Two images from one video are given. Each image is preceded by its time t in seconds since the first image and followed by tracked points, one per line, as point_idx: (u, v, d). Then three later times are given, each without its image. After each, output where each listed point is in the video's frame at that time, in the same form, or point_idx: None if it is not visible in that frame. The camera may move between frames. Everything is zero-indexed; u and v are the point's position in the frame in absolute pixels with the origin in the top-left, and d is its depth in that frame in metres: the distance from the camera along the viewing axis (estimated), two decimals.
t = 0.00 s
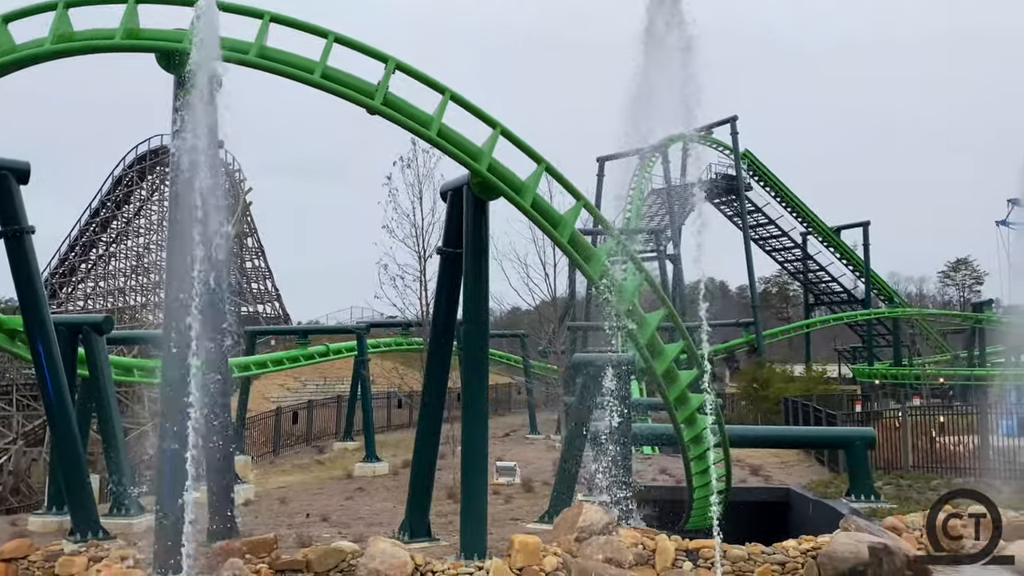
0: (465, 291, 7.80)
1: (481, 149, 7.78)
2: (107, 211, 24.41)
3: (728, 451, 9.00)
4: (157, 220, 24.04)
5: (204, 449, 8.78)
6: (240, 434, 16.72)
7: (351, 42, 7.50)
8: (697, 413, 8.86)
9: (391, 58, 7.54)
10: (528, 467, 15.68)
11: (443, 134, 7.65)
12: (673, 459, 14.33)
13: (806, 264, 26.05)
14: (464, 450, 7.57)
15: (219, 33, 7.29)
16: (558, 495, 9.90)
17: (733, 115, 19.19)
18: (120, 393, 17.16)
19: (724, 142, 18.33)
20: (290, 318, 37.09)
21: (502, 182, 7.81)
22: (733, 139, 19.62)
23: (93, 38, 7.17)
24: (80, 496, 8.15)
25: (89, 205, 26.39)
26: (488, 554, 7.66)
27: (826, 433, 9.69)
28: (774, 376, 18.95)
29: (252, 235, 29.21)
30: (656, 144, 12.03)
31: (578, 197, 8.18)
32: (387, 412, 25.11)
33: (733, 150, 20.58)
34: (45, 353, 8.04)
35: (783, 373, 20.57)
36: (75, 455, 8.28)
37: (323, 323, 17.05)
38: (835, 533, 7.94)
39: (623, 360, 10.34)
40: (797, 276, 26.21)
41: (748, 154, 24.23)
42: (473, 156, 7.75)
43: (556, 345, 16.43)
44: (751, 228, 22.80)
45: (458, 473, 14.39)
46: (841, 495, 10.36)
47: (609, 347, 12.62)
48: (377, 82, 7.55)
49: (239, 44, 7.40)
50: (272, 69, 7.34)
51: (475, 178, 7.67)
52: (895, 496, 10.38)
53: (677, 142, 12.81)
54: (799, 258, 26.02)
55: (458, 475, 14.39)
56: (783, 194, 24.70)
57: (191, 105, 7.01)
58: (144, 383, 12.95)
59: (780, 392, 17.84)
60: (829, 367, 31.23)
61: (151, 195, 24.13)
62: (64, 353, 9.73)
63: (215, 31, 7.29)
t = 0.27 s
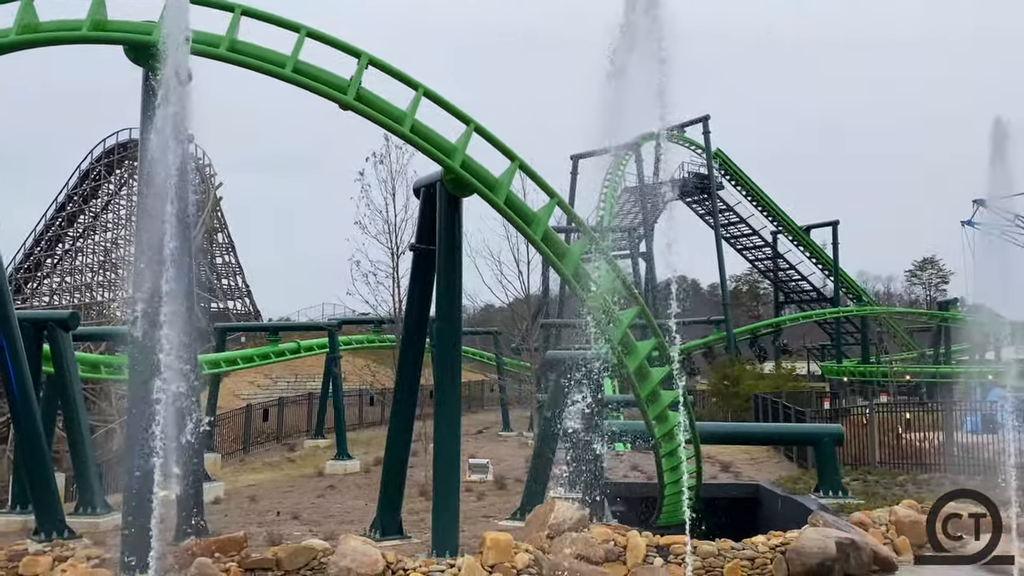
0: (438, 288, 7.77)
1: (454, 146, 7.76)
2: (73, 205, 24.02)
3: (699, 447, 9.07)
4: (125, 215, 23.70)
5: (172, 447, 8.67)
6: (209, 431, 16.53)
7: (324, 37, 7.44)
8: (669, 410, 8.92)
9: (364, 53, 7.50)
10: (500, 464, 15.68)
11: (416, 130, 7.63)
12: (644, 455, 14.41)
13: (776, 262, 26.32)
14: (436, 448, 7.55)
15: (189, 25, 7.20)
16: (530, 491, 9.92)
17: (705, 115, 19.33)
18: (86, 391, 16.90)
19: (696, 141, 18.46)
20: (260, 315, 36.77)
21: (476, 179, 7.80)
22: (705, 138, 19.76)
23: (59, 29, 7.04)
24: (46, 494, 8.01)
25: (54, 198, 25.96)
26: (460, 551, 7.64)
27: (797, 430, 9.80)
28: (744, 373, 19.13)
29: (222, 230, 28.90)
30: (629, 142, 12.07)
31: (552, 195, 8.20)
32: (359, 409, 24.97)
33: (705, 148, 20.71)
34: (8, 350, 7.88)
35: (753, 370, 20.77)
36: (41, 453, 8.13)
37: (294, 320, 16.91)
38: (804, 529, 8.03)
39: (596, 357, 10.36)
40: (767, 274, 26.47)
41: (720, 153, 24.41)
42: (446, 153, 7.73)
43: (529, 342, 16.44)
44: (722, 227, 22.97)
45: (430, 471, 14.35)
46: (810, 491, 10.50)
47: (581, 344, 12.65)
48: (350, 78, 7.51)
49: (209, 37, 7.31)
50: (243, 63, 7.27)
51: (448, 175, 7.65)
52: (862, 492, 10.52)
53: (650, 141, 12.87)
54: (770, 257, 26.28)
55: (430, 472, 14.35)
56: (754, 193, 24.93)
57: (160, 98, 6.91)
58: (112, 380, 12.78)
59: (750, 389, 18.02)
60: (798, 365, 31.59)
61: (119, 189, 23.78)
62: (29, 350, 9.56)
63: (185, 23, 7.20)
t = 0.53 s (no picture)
0: (411, 285, 7.75)
1: (429, 142, 7.73)
2: (40, 199, 23.62)
3: (671, 444, 9.14)
4: (94, 210, 23.35)
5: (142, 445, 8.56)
6: (179, 429, 16.33)
7: (297, 31, 7.39)
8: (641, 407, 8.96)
9: (337, 48, 7.45)
10: (474, 462, 15.66)
11: (390, 126, 7.60)
12: (617, 453, 14.47)
13: (748, 261, 26.56)
14: (409, 446, 7.52)
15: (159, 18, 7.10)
16: (503, 488, 9.92)
17: (678, 115, 19.46)
18: (53, 389, 16.63)
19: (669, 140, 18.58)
20: (231, 312, 36.42)
21: (451, 177, 7.78)
22: (678, 137, 19.88)
23: (25, 20, 6.92)
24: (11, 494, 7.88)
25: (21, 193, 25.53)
26: (433, 549, 7.63)
27: (767, 427, 9.90)
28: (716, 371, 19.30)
29: (192, 227, 28.57)
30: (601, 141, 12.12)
31: (526, 194, 8.23)
32: (331, 407, 24.82)
33: (678, 148, 20.85)
34: None
35: (725, 368, 20.95)
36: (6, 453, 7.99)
37: (266, 317, 16.76)
38: (773, 525, 8.12)
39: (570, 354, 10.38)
40: (739, 273, 26.70)
41: (693, 153, 24.58)
42: (420, 149, 7.71)
43: (503, 340, 16.44)
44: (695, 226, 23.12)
45: (403, 469, 14.30)
46: (779, 487, 10.65)
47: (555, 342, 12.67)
48: (323, 73, 7.47)
49: (180, 30, 7.22)
50: (214, 57, 7.19)
51: (422, 171, 7.63)
52: (831, 489, 10.65)
53: (624, 140, 12.92)
54: (741, 256, 26.51)
55: (403, 470, 14.29)
56: (726, 193, 25.13)
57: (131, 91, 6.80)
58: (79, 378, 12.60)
59: (721, 386, 18.15)
60: (769, 363, 31.94)
61: (87, 184, 23.42)
62: None
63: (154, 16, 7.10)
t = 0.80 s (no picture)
0: (385, 282, 7.71)
1: (404, 139, 7.71)
2: (7, 194, 23.22)
3: (644, 442, 9.19)
4: (63, 206, 23.01)
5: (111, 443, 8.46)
6: (150, 428, 16.14)
7: (270, 26, 7.34)
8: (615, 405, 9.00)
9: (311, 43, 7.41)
10: (448, 460, 15.63)
11: (365, 123, 7.57)
12: (591, 450, 14.52)
13: (722, 260, 26.76)
14: (383, 443, 7.50)
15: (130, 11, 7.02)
16: (478, 486, 9.92)
17: (653, 115, 19.55)
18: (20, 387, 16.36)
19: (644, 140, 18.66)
20: (204, 310, 36.06)
21: (426, 174, 7.77)
22: (654, 137, 19.97)
23: None
24: None
25: None
26: (406, 548, 7.61)
27: (739, 424, 10.00)
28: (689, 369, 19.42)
29: (164, 223, 28.24)
30: (577, 140, 12.15)
31: (501, 192, 8.25)
32: (304, 405, 24.65)
33: (654, 147, 20.94)
34: None
35: (698, 366, 21.09)
36: None
37: (239, 314, 16.61)
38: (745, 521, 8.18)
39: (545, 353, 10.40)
40: (713, 272, 26.89)
41: (668, 152, 24.71)
42: (395, 146, 7.68)
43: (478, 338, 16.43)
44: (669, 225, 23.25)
45: (377, 467, 14.24)
46: (751, 484, 10.76)
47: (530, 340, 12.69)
48: (297, 69, 7.44)
49: (152, 24, 7.14)
50: (187, 51, 7.12)
51: (397, 168, 7.60)
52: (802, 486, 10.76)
53: (599, 139, 12.96)
54: (715, 255, 26.69)
55: (377, 469, 14.24)
56: (701, 192, 25.30)
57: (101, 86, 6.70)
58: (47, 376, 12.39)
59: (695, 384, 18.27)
60: (741, 362, 32.21)
61: (56, 179, 23.06)
62: None
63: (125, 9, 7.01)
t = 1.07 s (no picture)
0: (361, 280, 7.68)
1: (380, 136, 7.67)
2: None
3: (620, 439, 9.23)
4: (33, 201, 22.63)
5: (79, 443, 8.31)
6: (122, 426, 15.94)
7: (245, 21, 7.30)
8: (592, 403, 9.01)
9: (287, 39, 7.38)
10: (424, 458, 15.60)
11: (341, 119, 7.53)
12: (568, 448, 14.55)
13: (697, 259, 26.93)
14: (359, 442, 7.47)
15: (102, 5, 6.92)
16: (454, 485, 9.90)
17: (631, 114, 19.63)
18: None
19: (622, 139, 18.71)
20: (177, 307, 35.69)
21: (403, 171, 7.74)
22: (631, 136, 20.05)
23: None
24: None
25: None
26: (382, 546, 7.59)
27: (714, 422, 10.08)
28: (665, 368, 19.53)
29: (137, 219, 27.88)
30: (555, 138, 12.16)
31: (478, 190, 8.25)
32: (279, 403, 24.49)
33: (630, 146, 21.02)
34: None
35: (673, 364, 21.22)
36: None
37: (214, 312, 16.44)
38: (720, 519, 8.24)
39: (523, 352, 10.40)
40: (689, 270, 27.04)
41: (645, 151, 24.80)
42: (372, 143, 7.64)
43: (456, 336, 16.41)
44: (646, 223, 23.34)
45: (352, 466, 14.18)
46: (726, 482, 10.84)
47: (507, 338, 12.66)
48: (272, 65, 7.41)
49: (124, 18, 7.05)
50: (160, 46, 7.05)
51: (374, 165, 7.56)
52: (776, 483, 10.86)
53: (577, 137, 12.95)
54: (691, 254, 26.85)
55: (353, 467, 14.17)
56: (677, 191, 25.43)
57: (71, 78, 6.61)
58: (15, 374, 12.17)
59: (670, 383, 18.37)
60: (716, 360, 32.44)
61: (26, 173, 22.69)
62: None
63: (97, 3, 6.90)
